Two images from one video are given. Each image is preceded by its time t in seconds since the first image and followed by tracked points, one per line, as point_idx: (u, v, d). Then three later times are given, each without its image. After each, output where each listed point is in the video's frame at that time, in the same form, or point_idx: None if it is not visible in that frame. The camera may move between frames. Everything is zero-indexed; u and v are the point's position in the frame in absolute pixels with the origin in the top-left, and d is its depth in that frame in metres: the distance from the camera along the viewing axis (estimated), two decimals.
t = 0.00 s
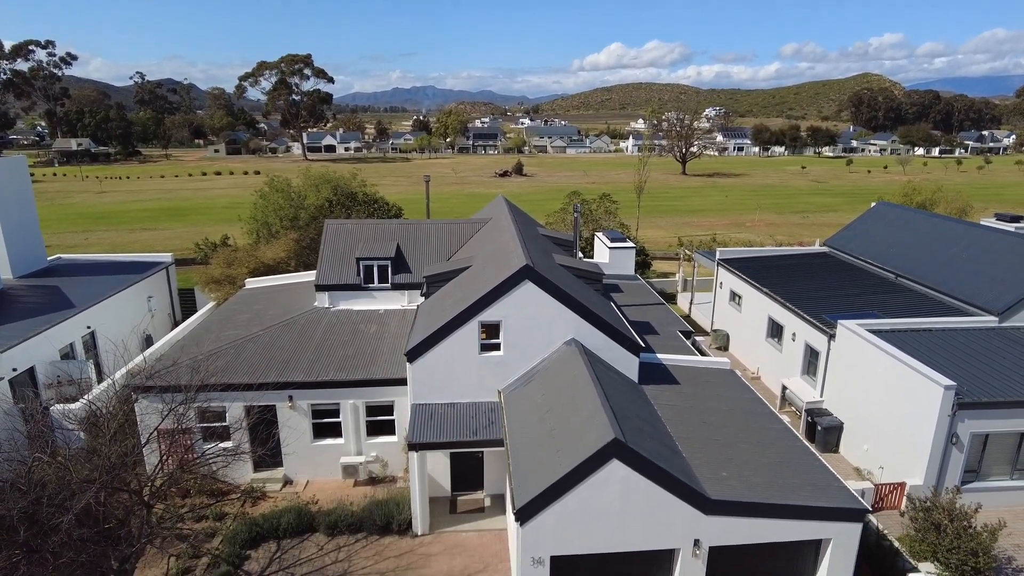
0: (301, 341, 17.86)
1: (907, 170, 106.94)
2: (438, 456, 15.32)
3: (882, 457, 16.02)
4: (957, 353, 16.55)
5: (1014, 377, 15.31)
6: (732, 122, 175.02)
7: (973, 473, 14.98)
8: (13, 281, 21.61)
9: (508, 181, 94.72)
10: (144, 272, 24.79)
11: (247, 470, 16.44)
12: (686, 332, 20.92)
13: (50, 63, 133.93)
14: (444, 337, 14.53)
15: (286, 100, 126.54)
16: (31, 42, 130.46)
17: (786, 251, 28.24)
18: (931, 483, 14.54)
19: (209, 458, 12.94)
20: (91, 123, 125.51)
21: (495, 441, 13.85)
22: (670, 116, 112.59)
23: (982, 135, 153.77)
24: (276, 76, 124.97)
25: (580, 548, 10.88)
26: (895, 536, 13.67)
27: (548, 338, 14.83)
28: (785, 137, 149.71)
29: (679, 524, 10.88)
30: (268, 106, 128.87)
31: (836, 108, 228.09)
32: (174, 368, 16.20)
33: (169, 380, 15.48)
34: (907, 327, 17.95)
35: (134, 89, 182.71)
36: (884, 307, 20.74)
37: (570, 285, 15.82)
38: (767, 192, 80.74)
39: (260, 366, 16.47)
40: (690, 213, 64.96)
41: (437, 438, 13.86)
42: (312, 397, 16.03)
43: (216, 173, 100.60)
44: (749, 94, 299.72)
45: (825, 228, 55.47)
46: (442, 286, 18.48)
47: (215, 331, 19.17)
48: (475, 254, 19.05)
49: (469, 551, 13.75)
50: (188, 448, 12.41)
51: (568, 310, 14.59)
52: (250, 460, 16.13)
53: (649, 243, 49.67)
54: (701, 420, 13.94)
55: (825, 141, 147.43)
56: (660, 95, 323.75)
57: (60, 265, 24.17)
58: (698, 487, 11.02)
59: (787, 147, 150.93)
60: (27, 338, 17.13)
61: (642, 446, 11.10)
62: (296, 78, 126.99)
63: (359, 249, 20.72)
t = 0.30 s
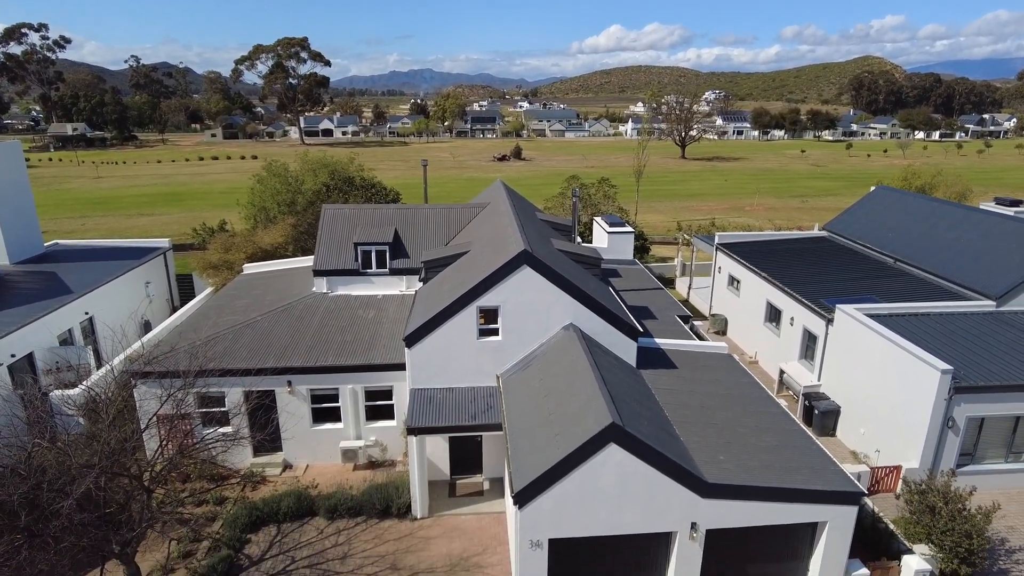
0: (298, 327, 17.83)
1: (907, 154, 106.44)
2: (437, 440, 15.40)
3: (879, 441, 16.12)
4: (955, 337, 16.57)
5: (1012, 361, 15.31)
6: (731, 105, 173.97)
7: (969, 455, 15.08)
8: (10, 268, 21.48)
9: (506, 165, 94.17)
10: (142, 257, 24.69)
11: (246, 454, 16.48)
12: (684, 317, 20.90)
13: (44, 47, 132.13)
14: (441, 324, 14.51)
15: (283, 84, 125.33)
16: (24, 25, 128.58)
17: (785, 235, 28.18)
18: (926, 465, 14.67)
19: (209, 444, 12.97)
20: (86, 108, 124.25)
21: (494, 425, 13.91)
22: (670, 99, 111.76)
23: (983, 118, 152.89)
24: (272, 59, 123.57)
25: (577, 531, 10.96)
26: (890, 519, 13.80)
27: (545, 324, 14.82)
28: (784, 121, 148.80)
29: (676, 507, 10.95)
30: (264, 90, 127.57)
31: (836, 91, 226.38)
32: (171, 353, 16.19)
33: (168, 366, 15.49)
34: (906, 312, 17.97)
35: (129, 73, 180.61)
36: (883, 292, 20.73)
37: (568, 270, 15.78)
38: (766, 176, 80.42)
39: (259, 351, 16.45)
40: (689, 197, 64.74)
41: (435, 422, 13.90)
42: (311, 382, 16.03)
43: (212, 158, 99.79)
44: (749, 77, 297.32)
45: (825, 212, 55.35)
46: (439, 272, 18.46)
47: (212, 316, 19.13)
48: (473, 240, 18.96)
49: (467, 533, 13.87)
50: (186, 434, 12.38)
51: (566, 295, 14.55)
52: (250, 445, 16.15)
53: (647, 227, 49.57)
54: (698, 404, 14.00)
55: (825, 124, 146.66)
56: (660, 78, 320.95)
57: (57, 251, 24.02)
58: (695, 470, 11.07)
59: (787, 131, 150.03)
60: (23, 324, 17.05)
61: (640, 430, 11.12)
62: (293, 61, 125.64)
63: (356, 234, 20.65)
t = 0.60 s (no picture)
0: (297, 312, 17.82)
1: (907, 138, 106.05)
2: (435, 423, 15.49)
3: (874, 424, 16.25)
4: (951, 321, 16.62)
5: (1008, 346, 15.38)
6: (731, 88, 172.74)
7: (963, 438, 15.20)
8: (8, 253, 21.38)
9: (505, 149, 93.64)
10: (140, 243, 24.60)
11: (246, 438, 16.59)
12: (682, 302, 20.95)
13: (37, 30, 130.32)
14: (438, 308, 14.50)
15: (280, 67, 124.10)
16: (17, 8, 126.65)
17: (784, 219, 28.10)
18: (921, 448, 14.79)
19: (208, 427, 13.01)
20: (81, 92, 122.95)
21: (492, 409, 14.02)
22: (670, 82, 110.75)
23: (984, 102, 151.99)
24: (269, 42, 122.10)
25: (574, 513, 11.08)
26: (884, 500, 13.96)
27: (543, 309, 14.83)
28: (785, 104, 147.84)
29: (671, 489, 11.05)
30: (261, 74, 126.28)
31: (837, 74, 224.70)
32: (169, 340, 16.20)
33: (166, 350, 15.51)
34: (903, 296, 18.00)
35: (124, 56, 178.40)
36: (881, 276, 20.75)
37: (566, 254, 15.74)
38: (766, 160, 80.09)
39: (257, 336, 16.47)
40: (688, 181, 64.50)
41: (434, 406, 13.97)
42: (310, 366, 16.08)
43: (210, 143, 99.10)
44: (750, 60, 294.80)
45: (823, 196, 55.28)
46: (437, 257, 18.42)
47: (211, 301, 19.12)
48: (471, 224, 18.85)
49: (466, 516, 14.01)
50: (186, 417, 12.40)
51: (563, 280, 14.55)
52: (249, 429, 16.25)
53: (646, 211, 49.50)
54: (695, 388, 14.07)
55: (825, 108, 145.74)
56: (660, 61, 318.21)
57: (54, 237, 23.90)
58: (691, 453, 11.15)
59: (787, 115, 149.12)
60: (23, 309, 17.08)
61: (637, 414, 11.18)
62: (290, 44, 124.18)
63: (355, 219, 20.54)
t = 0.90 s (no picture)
0: (296, 293, 17.83)
1: (911, 118, 105.13)
2: (435, 403, 15.60)
3: (871, 405, 16.37)
4: (950, 303, 16.65)
5: (1006, 327, 15.41)
6: (735, 68, 170.74)
7: (959, 419, 15.31)
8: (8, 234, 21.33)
9: (506, 129, 92.91)
10: (140, 224, 24.53)
11: (247, 418, 16.73)
12: (682, 284, 20.94)
13: (33, 8, 128.39)
14: (438, 290, 14.52)
15: (279, 46, 122.59)
16: None
17: (785, 200, 27.95)
18: (918, 429, 14.90)
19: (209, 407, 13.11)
20: (79, 71, 121.56)
21: (491, 389, 14.13)
22: (672, 61, 109.46)
23: (990, 82, 150.30)
24: (267, 21, 120.32)
25: (571, 492, 11.23)
26: (879, 480, 14.14)
27: (541, 290, 14.84)
28: (788, 84, 146.11)
29: (669, 469, 11.17)
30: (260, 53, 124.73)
31: (842, 54, 221.96)
32: (169, 321, 16.24)
33: (167, 331, 15.59)
34: (903, 278, 17.98)
35: (121, 34, 175.99)
36: (881, 258, 20.72)
37: (565, 235, 15.70)
38: (768, 141, 79.49)
39: (257, 317, 16.51)
40: (690, 162, 64.11)
41: (433, 386, 14.05)
42: (310, 347, 16.15)
43: (209, 123, 98.21)
44: (754, 39, 290.91)
45: (825, 177, 55.01)
46: (437, 238, 18.37)
47: (210, 282, 19.13)
48: (471, 205, 18.77)
49: (466, 494, 14.18)
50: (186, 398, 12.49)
51: (562, 261, 14.54)
52: (250, 409, 16.37)
53: (647, 192, 49.29)
54: (693, 369, 14.13)
55: (829, 88, 144.16)
56: (663, 40, 314.11)
57: (53, 218, 23.84)
58: (688, 432, 11.27)
59: (790, 95, 147.62)
60: (24, 291, 17.10)
61: (634, 394, 11.27)
62: (289, 23, 122.48)
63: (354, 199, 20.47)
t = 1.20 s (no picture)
0: (296, 273, 17.80)
1: (916, 99, 104.03)
2: (435, 382, 15.70)
3: (869, 386, 16.49)
4: (950, 285, 16.65)
5: (1005, 309, 15.44)
6: (738, 47, 168.54)
7: (955, 399, 15.41)
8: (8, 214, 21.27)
9: (507, 109, 92.04)
10: (140, 204, 24.44)
11: (249, 397, 16.84)
12: (681, 264, 20.93)
13: None
14: (439, 270, 14.51)
15: (277, 25, 120.98)
16: None
17: (786, 181, 27.80)
18: (914, 409, 15.02)
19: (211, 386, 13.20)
20: (75, 49, 119.97)
21: (491, 369, 14.20)
22: (675, 40, 108.04)
23: (996, 62, 148.44)
24: None
25: (570, 470, 11.35)
26: (875, 459, 14.29)
27: (541, 271, 14.82)
28: (792, 64, 144.31)
29: (667, 448, 11.29)
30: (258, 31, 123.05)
31: (847, 32, 218.86)
32: (169, 301, 16.24)
33: (168, 311, 15.65)
34: (904, 259, 17.95)
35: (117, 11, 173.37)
36: (882, 239, 20.67)
37: (565, 216, 15.63)
38: (771, 121, 78.79)
39: (257, 297, 16.53)
40: (692, 142, 63.64)
41: (434, 366, 14.14)
42: (310, 327, 16.20)
43: (207, 102, 97.30)
44: (758, 18, 286.57)
45: (828, 158, 54.69)
46: (437, 218, 18.30)
47: (211, 262, 19.14)
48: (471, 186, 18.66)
49: (466, 472, 14.35)
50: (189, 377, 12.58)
51: (562, 242, 14.51)
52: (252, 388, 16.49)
53: (648, 173, 49.02)
54: (692, 349, 14.20)
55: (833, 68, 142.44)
56: (666, 19, 309.57)
57: (53, 198, 23.75)
58: (686, 412, 11.36)
59: (794, 75, 145.90)
60: (25, 271, 17.09)
61: (633, 374, 11.34)
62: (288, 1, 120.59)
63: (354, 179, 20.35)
